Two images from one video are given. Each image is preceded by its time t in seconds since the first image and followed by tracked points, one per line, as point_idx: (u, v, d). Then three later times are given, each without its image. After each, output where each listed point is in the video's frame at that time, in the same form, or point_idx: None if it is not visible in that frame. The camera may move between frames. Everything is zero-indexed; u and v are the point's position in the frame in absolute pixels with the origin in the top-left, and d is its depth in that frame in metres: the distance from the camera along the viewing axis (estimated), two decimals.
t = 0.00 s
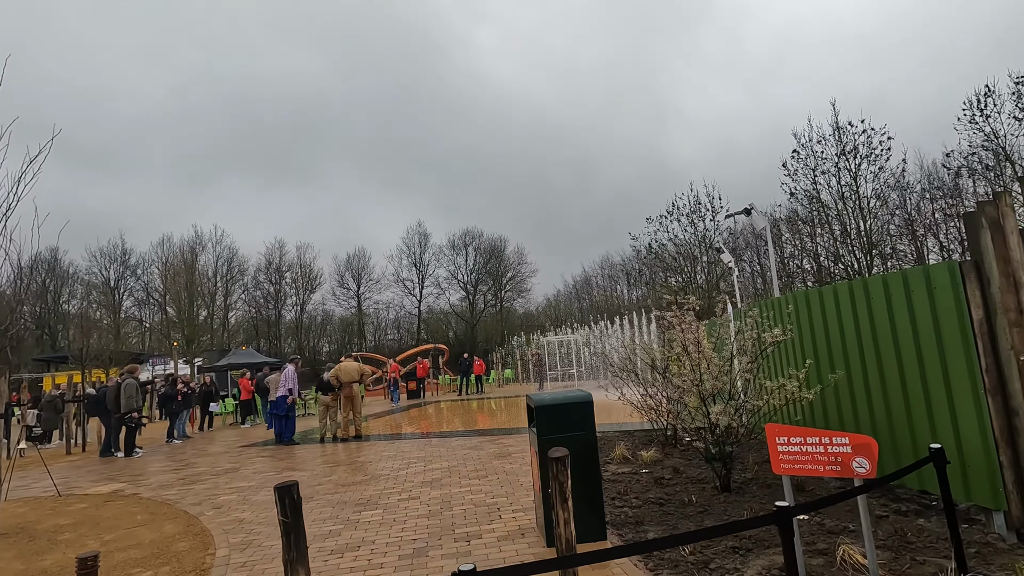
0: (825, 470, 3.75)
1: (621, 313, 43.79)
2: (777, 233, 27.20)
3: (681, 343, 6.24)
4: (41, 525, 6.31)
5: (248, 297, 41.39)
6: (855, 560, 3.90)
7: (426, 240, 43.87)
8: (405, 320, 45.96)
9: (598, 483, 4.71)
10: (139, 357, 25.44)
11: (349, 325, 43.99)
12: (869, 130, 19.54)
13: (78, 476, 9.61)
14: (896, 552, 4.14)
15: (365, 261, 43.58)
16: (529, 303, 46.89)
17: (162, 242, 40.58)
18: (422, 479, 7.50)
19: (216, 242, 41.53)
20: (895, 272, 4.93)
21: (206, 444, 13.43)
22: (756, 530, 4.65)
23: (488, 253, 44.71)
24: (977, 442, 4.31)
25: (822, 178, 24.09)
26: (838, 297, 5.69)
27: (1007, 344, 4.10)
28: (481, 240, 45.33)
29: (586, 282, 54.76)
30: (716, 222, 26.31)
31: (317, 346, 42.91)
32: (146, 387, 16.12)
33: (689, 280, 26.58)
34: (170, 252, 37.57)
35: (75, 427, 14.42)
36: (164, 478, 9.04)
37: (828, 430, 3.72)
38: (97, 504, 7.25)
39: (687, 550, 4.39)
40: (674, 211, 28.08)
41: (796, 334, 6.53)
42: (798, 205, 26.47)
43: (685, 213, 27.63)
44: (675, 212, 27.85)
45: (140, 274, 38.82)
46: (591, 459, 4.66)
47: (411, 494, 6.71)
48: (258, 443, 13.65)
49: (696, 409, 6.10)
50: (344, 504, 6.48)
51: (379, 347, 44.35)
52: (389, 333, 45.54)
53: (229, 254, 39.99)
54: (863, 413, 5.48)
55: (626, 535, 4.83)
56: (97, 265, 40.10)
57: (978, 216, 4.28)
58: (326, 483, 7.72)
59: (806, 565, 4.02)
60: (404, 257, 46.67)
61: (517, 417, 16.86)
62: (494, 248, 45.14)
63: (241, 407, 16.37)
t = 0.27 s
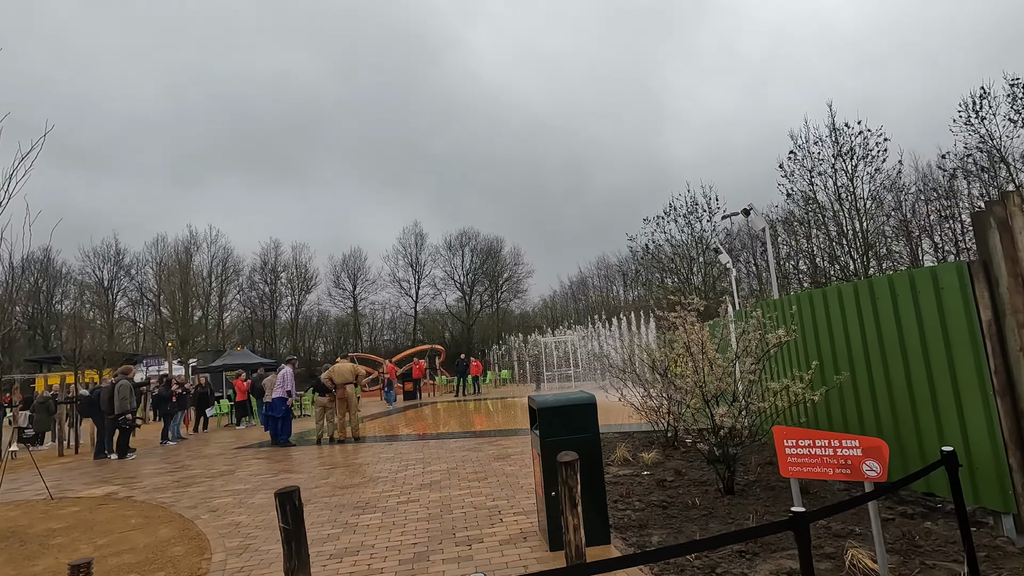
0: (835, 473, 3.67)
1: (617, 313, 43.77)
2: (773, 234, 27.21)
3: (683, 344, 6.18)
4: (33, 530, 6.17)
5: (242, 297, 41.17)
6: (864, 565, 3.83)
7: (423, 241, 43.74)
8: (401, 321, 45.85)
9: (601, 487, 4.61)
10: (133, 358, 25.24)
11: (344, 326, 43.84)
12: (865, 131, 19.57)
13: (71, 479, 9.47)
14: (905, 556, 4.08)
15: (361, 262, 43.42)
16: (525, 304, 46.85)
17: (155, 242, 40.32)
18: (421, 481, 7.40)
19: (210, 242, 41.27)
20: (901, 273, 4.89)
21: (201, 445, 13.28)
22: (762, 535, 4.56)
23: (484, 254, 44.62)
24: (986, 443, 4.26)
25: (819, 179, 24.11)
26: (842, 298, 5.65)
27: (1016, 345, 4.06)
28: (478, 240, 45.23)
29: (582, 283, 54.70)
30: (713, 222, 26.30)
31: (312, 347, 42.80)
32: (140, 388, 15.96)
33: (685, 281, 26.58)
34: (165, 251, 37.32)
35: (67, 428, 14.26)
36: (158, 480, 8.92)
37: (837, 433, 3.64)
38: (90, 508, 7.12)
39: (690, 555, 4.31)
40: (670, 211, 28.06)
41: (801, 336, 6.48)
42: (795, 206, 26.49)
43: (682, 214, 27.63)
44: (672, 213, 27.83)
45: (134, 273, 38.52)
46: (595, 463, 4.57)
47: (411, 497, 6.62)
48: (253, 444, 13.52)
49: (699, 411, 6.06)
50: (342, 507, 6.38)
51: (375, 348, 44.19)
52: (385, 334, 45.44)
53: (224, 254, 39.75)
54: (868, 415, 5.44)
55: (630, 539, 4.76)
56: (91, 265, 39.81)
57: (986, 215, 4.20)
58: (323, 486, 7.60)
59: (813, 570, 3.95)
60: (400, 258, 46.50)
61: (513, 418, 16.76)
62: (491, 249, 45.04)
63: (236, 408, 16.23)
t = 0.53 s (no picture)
0: (843, 474, 3.64)
1: (613, 313, 43.81)
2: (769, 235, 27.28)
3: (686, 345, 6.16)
4: (27, 533, 6.09)
5: (238, 298, 40.98)
6: (872, 567, 3.78)
7: (419, 241, 43.66)
8: (397, 322, 45.77)
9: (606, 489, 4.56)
10: (127, 358, 25.06)
11: (340, 327, 43.72)
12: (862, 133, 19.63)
13: (65, 481, 9.36)
14: (912, 558, 4.06)
15: (358, 262, 43.31)
16: (522, 305, 46.83)
17: (150, 242, 40.07)
18: (421, 483, 7.34)
19: (206, 242, 41.06)
20: (906, 273, 4.87)
21: (197, 447, 13.19)
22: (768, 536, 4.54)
23: (481, 254, 44.57)
24: (993, 444, 4.24)
25: (816, 180, 24.17)
26: (847, 299, 5.63)
27: None
28: (475, 241, 45.18)
29: (578, 284, 54.69)
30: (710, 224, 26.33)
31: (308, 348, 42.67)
32: (135, 389, 15.85)
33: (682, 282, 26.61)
34: (160, 251, 37.11)
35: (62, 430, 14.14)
36: (154, 482, 8.83)
37: (845, 434, 3.61)
38: (85, 510, 7.03)
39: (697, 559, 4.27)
40: (667, 213, 28.07)
41: (805, 336, 6.46)
42: (791, 207, 26.57)
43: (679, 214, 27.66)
44: (669, 213, 27.85)
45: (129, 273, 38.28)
46: (600, 465, 4.52)
47: (411, 498, 6.57)
48: (249, 446, 13.42)
49: (702, 412, 6.04)
50: (342, 509, 6.31)
51: (371, 348, 44.09)
52: (381, 334, 45.34)
53: (220, 254, 39.55)
54: (873, 416, 5.43)
55: (635, 541, 4.71)
56: (84, 265, 39.57)
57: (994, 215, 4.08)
58: (321, 488, 7.54)
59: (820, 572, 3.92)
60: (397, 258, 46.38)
61: (510, 419, 16.71)
62: (487, 249, 44.98)
63: (233, 409, 16.14)
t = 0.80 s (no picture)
0: (846, 478, 3.62)
1: (610, 314, 43.87)
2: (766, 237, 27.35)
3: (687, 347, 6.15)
4: (24, 537, 6.04)
5: (235, 299, 40.87)
6: (875, 570, 3.77)
7: (417, 242, 43.62)
8: (394, 323, 45.74)
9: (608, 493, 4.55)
10: (123, 360, 24.92)
11: (337, 328, 43.64)
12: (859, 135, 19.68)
13: (61, 483, 9.29)
14: (915, 561, 4.05)
15: (355, 263, 43.24)
16: (519, 306, 46.83)
17: (147, 242, 39.94)
18: (420, 486, 7.31)
19: (202, 242, 40.94)
20: (907, 276, 4.87)
21: (194, 449, 13.14)
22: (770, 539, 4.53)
23: (478, 255, 44.55)
24: (994, 447, 4.24)
25: (813, 182, 24.24)
26: (848, 301, 5.63)
27: None
28: (472, 242, 45.16)
29: (575, 284, 54.70)
30: (708, 225, 26.38)
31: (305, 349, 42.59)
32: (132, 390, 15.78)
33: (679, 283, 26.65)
34: (157, 252, 36.98)
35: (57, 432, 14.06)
36: (151, 485, 8.77)
37: (848, 438, 3.60)
38: (82, 513, 6.98)
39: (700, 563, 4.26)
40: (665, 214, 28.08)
41: (806, 339, 6.46)
42: (788, 209, 26.65)
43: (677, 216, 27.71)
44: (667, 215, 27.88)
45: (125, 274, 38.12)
46: (602, 468, 4.50)
47: (411, 501, 6.54)
48: (247, 448, 13.35)
49: (704, 414, 6.03)
50: (341, 512, 6.28)
51: (368, 349, 44.02)
52: (378, 335, 45.28)
53: (216, 255, 39.43)
54: (874, 419, 5.43)
55: (636, 544, 4.70)
56: (80, 265, 39.38)
57: (995, 218, 4.08)
58: (320, 490, 7.51)
59: None
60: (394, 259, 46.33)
61: (508, 421, 16.68)
62: (485, 250, 44.97)
63: (230, 411, 16.08)
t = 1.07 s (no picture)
0: (844, 479, 3.63)
1: (608, 315, 43.91)
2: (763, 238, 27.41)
3: (685, 348, 6.16)
4: (20, 538, 6.02)
5: (231, 299, 40.77)
6: (873, 570, 3.78)
7: (414, 242, 43.57)
8: (391, 323, 45.70)
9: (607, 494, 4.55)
10: (119, 361, 24.82)
11: (334, 328, 43.57)
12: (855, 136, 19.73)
13: (57, 485, 9.26)
14: (913, 561, 4.07)
15: (352, 264, 43.16)
16: (516, 307, 46.81)
17: (143, 243, 39.80)
18: (418, 487, 7.30)
19: (199, 243, 40.82)
20: (905, 277, 4.89)
21: (191, 450, 13.11)
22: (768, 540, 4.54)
23: (475, 256, 44.50)
24: (992, 447, 4.26)
25: (809, 183, 24.31)
26: (846, 303, 5.65)
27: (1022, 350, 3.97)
28: (469, 242, 45.11)
29: (572, 285, 54.73)
30: (705, 226, 26.43)
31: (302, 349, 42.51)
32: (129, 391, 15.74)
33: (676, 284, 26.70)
34: (153, 252, 36.86)
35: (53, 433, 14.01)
36: (148, 486, 8.75)
37: (847, 438, 3.61)
38: (79, 515, 6.96)
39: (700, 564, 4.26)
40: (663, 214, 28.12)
41: (804, 340, 6.48)
42: (785, 210, 26.72)
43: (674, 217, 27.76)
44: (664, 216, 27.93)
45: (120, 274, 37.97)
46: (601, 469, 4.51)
47: (409, 502, 6.53)
48: (244, 449, 13.32)
49: (702, 415, 6.04)
50: (339, 513, 6.27)
51: (365, 350, 43.96)
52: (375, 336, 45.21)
53: (213, 256, 39.32)
54: (872, 420, 5.45)
55: (635, 545, 4.70)
56: (76, 266, 39.26)
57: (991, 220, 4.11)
58: (318, 491, 7.49)
59: None
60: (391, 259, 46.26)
61: (505, 422, 16.67)
62: (482, 251, 44.92)
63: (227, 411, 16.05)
